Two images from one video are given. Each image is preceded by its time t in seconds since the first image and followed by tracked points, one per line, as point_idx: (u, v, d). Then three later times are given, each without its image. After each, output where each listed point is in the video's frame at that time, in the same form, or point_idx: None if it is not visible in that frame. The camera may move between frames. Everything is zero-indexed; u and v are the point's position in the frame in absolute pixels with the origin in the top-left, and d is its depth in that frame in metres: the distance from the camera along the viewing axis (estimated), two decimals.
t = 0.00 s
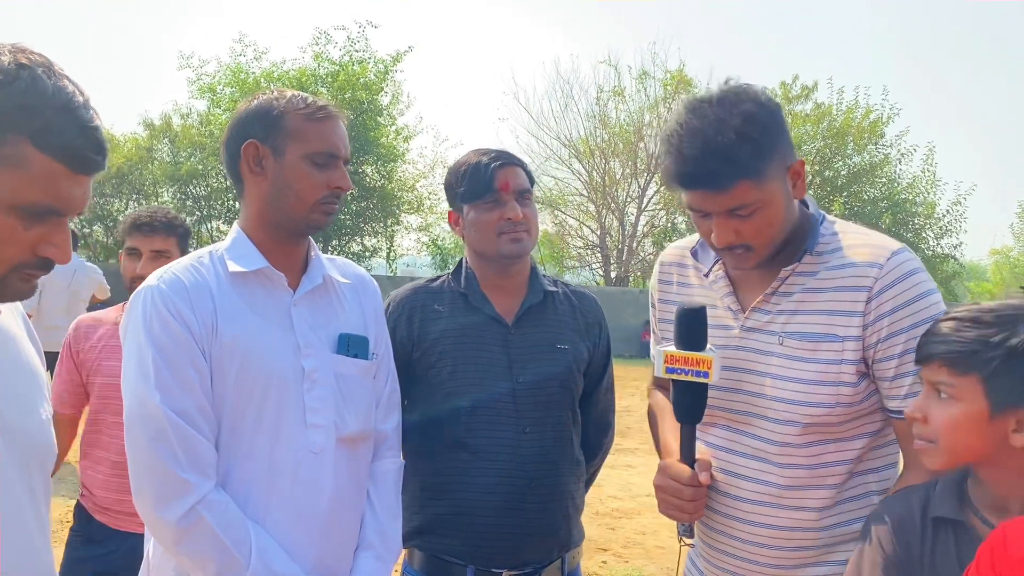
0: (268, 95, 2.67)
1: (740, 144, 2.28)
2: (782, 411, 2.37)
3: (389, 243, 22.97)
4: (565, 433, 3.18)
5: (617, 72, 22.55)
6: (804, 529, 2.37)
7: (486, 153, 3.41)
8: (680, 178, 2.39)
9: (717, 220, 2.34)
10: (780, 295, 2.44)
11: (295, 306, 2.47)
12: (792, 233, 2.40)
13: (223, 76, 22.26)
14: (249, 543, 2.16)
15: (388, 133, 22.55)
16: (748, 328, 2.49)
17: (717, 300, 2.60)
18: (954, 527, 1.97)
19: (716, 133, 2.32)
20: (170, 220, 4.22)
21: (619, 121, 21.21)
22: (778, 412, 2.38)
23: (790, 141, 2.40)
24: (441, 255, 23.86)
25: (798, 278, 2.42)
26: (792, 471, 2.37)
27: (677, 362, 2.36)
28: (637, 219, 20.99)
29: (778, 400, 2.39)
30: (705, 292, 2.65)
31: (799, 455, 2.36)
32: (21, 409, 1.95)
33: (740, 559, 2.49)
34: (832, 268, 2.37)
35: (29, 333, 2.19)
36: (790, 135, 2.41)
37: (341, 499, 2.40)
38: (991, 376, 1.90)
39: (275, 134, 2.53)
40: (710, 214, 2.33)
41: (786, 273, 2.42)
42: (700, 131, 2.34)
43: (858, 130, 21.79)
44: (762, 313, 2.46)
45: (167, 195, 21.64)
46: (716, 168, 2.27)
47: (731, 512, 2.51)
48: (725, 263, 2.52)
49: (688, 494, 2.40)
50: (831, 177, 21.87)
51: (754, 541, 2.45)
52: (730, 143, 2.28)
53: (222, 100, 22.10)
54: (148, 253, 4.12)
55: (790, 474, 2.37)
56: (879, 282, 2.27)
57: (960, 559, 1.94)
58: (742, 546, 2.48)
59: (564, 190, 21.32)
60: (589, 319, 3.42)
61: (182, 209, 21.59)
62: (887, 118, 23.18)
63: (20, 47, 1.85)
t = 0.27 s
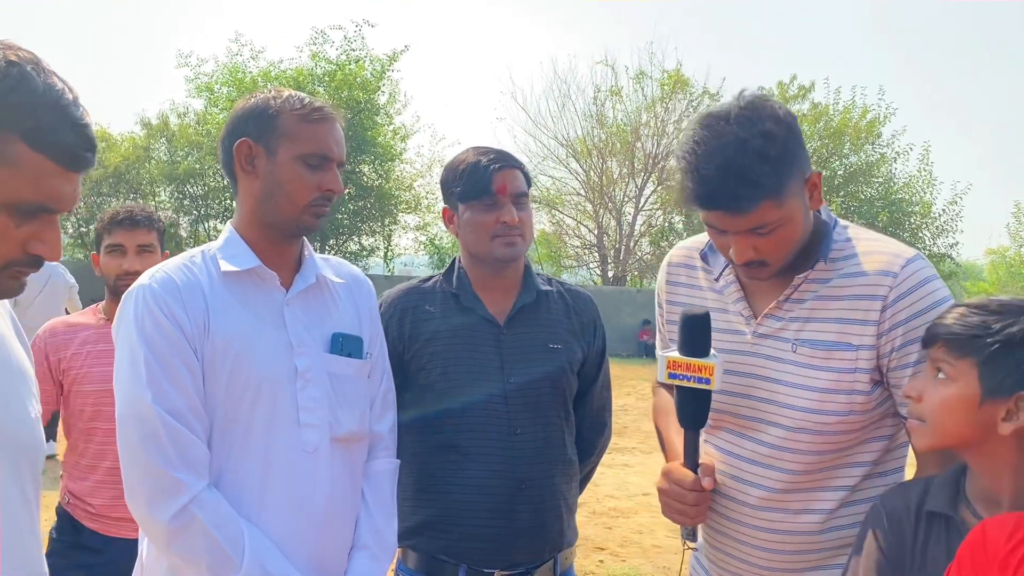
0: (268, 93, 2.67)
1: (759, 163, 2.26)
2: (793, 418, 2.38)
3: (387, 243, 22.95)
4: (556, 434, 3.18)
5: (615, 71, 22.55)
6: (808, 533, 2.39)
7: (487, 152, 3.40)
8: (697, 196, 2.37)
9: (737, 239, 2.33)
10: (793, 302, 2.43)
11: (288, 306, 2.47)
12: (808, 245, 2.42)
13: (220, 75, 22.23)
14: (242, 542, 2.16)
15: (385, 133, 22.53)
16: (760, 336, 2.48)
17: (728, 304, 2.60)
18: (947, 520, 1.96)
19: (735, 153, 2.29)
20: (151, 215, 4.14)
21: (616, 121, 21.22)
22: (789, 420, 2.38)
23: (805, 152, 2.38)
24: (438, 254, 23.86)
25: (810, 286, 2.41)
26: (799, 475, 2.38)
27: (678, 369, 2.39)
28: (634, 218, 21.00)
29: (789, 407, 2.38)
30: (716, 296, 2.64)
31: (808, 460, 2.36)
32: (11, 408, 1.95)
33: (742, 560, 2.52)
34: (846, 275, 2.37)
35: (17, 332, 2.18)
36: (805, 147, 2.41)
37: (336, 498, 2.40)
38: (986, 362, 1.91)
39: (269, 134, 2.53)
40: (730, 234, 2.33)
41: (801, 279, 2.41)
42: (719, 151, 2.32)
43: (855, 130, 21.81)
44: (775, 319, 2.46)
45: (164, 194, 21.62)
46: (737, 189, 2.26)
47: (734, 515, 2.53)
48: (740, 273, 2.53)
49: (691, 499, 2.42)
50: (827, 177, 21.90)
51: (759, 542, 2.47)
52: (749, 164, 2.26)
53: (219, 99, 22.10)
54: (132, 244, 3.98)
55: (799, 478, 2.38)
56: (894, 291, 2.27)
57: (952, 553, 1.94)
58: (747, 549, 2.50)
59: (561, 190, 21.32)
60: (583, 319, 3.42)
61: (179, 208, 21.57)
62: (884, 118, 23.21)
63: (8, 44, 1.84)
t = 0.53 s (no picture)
0: (273, 92, 2.67)
1: (795, 149, 2.28)
2: (802, 399, 2.39)
3: (384, 242, 22.95)
4: (557, 432, 3.19)
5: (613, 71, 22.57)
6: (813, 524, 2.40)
7: (501, 152, 3.41)
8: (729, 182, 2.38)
9: (764, 224, 2.35)
10: (813, 292, 2.44)
11: (287, 305, 2.48)
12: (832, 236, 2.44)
13: (218, 75, 22.21)
14: (240, 539, 2.17)
15: (383, 133, 22.53)
16: (777, 323, 2.49)
17: (746, 292, 2.61)
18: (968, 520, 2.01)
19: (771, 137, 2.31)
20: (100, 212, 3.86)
21: (614, 121, 21.23)
22: (799, 405, 2.40)
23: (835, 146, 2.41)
24: (435, 254, 23.86)
25: (834, 277, 2.42)
26: (805, 465, 2.39)
27: (690, 346, 2.42)
28: (631, 218, 21.03)
29: (800, 387, 2.40)
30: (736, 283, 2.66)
31: (815, 449, 2.37)
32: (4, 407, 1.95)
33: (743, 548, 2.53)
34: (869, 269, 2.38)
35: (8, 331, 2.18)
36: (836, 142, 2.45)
37: (333, 497, 2.41)
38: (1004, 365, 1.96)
39: (272, 135, 2.54)
40: (759, 218, 2.34)
41: (824, 270, 2.41)
42: (754, 136, 2.34)
43: (852, 130, 21.84)
44: (793, 308, 2.47)
45: (161, 194, 21.61)
46: (772, 173, 2.28)
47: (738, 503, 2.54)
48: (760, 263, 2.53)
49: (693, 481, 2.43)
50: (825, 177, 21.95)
51: (761, 530, 2.48)
52: (785, 150, 2.28)
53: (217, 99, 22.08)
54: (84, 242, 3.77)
55: (806, 469, 2.39)
56: (918, 287, 2.29)
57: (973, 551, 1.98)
58: (751, 539, 2.51)
59: (559, 190, 21.34)
60: (586, 322, 3.41)
61: (177, 208, 21.57)
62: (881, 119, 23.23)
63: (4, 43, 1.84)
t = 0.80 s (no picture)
0: (274, 94, 2.65)
1: (812, 115, 2.35)
2: (802, 384, 2.38)
3: (380, 242, 22.91)
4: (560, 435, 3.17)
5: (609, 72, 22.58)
6: (812, 516, 2.37)
7: (515, 155, 3.41)
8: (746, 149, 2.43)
9: (780, 191, 2.38)
10: (824, 283, 2.45)
11: (285, 307, 2.45)
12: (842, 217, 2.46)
13: (214, 75, 22.16)
14: (234, 542, 2.15)
15: (379, 133, 22.50)
16: (784, 312, 2.48)
17: (754, 284, 2.60)
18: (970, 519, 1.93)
19: (788, 104, 2.38)
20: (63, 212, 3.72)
21: (610, 121, 21.21)
22: (797, 387, 2.39)
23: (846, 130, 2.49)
24: (431, 254, 23.84)
25: (843, 269, 2.44)
26: (808, 456, 2.37)
27: (692, 329, 2.37)
28: (628, 218, 21.04)
29: (802, 376, 2.39)
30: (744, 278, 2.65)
31: (819, 440, 2.35)
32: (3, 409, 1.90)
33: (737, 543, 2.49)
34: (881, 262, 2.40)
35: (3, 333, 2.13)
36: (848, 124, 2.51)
37: (329, 499, 2.38)
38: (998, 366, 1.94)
39: (274, 137, 2.52)
40: (774, 184, 2.37)
41: (835, 261, 2.44)
42: (771, 104, 2.41)
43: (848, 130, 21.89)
44: (800, 299, 2.47)
45: (156, 194, 21.52)
46: (789, 136, 2.33)
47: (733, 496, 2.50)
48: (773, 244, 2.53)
49: (687, 467, 2.39)
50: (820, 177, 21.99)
51: (757, 523, 2.44)
52: (802, 115, 2.35)
53: (212, 98, 22.01)
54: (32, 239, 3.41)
55: (808, 461, 2.37)
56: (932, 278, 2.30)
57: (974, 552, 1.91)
58: (743, 527, 2.47)
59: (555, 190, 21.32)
60: (591, 326, 3.40)
61: (172, 208, 21.49)
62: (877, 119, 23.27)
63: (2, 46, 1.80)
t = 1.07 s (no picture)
0: (270, 93, 2.65)
1: (772, 98, 2.44)
2: (796, 372, 2.37)
3: (377, 242, 22.89)
4: (563, 434, 3.16)
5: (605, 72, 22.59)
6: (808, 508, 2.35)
7: (521, 155, 3.41)
8: (716, 137, 2.52)
9: (749, 174, 2.44)
10: (809, 276, 2.44)
11: (283, 306, 2.44)
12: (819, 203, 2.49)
13: (210, 75, 22.11)
14: (230, 541, 2.14)
15: (375, 133, 22.47)
16: (770, 303, 2.48)
17: (738, 278, 2.60)
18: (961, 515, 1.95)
19: (750, 90, 2.48)
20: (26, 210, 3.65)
21: (607, 121, 21.21)
22: (791, 374, 2.38)
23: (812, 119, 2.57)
24: (428, 254, 23.82)
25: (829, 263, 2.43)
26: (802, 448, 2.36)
27: (680, 316, 2.37)
28: (625, 219, 21.04)
29: (794, 365, 2.38)
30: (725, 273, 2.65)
31: (812, 432, 2.35)
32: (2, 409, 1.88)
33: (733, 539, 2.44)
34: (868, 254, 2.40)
35: None
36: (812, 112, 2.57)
37: (326, 499, 2.37)
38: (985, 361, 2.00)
39: (270, 135, 2.51)
40: (743, 168, 2.45)
41: (822, 254, 2.43)
42: (733, 92, 2.51)
43: (844, 130, 21.92)
44: (787, 291, 2.46)
45: (152, 194, 21.46)
46: (749, 119, 2.43)
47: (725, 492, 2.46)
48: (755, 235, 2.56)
49: (670, 454, 2.36)
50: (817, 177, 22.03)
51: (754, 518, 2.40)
52: (764, 97, 2.44)
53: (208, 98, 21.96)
54: None
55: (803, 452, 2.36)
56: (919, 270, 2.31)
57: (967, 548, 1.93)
58: (725, 512, 2.46)
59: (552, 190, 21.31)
60: (595, 326, 3.39)
61: (169, 208, 21.43)
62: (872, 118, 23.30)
63: None
